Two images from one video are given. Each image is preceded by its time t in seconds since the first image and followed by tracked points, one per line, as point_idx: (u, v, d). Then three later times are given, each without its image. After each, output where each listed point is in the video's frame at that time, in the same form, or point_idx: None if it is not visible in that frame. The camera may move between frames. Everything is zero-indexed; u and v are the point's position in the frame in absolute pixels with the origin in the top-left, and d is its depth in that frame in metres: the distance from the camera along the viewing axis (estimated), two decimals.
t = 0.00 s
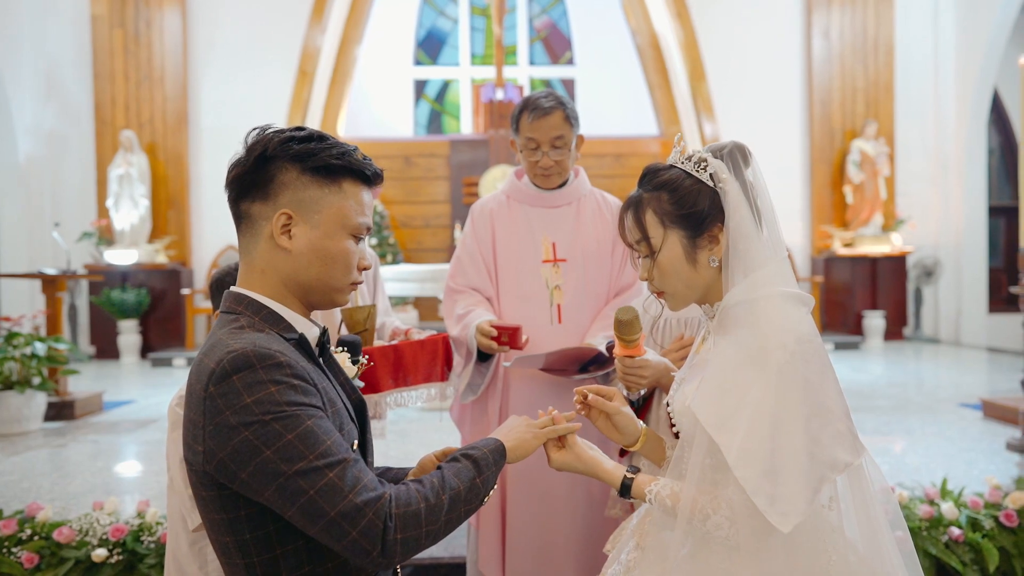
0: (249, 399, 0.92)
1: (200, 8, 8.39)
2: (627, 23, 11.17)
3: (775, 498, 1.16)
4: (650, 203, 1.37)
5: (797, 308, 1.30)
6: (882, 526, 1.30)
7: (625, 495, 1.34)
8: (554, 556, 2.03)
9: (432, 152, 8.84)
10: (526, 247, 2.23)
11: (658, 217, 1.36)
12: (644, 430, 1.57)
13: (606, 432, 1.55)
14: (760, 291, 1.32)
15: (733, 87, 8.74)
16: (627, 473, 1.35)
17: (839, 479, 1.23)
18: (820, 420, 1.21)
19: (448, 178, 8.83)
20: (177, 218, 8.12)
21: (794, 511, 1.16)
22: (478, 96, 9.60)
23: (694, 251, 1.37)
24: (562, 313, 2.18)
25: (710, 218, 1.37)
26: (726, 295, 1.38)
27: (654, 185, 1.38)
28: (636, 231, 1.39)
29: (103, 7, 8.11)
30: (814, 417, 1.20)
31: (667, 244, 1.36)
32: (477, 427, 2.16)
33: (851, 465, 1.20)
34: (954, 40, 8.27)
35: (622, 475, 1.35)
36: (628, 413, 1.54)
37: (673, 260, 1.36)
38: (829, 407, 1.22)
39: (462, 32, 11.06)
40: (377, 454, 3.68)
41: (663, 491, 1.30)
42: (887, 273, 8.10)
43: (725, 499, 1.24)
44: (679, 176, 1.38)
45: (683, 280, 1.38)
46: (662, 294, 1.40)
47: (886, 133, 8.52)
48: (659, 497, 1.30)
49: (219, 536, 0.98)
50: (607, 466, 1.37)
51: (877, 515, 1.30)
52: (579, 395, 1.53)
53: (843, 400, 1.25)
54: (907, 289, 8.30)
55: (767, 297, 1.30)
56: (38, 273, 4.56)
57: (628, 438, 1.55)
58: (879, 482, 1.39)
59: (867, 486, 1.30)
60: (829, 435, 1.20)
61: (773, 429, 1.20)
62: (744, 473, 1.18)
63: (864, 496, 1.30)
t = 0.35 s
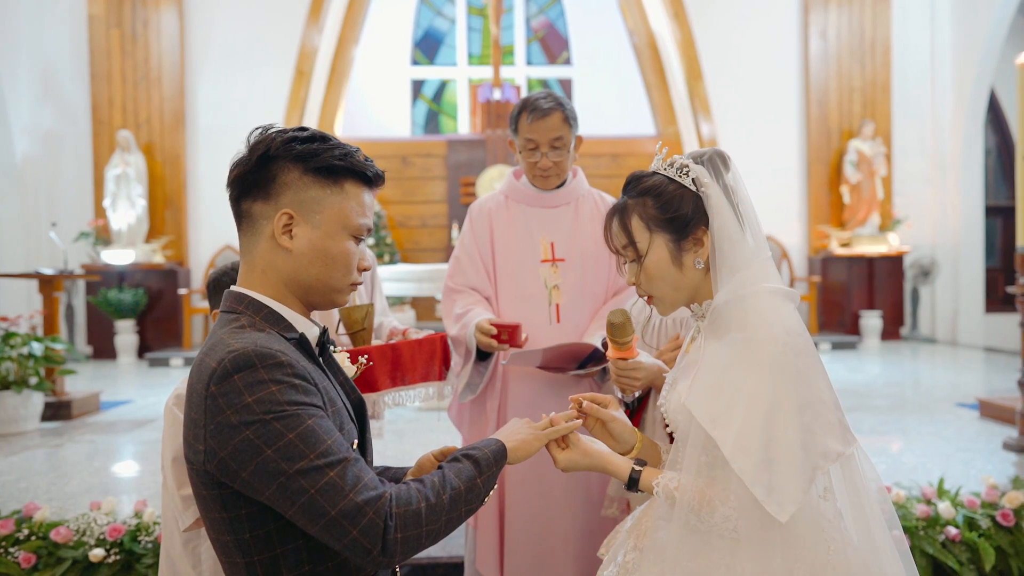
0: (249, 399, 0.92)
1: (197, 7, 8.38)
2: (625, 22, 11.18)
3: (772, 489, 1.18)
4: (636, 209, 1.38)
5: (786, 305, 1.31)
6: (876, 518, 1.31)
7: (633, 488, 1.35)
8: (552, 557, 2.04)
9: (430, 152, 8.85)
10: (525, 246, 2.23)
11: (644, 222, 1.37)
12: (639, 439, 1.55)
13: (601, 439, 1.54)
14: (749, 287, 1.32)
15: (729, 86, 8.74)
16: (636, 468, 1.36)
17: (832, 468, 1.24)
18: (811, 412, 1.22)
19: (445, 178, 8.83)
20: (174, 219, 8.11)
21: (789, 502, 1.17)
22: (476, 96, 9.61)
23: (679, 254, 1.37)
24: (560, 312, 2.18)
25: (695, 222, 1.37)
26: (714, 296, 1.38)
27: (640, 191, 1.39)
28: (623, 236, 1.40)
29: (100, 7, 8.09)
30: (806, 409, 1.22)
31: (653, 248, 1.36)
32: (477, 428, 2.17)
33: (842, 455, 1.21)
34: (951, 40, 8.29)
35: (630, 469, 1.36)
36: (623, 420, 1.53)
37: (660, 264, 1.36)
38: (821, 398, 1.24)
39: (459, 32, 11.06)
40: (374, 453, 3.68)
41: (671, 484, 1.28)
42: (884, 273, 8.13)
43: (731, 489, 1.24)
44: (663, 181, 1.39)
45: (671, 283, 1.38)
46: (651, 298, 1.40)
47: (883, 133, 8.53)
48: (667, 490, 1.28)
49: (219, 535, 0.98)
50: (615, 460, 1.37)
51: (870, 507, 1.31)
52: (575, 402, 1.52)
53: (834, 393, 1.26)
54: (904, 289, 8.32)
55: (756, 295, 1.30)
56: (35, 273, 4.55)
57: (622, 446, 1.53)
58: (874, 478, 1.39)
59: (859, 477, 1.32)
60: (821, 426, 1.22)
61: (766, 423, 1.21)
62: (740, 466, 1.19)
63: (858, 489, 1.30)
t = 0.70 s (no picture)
0: (257, 398, 0.93)
1: (196, 7, 8.38)
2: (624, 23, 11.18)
3: (772, 486, 1.18)
4: (632, 213, 1.39)
5: (782, 306, 1.32)
6: (873, 515, 1.32)
7: (639, 484, 1.36)
8: (551, 557, 2.04)
9: (429, 152, 8.85)
10: (525, 247, 2.24)
11: (639, 227, 1.37)
12: (645, 435, 1.56)
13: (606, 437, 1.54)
14: (746, 289, 1.33)
15: (728, 86, 8.75)
16: (641, 465, 1.37)
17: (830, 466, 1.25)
18: (809, 409, 1.23)
19: (444, 179, 8.84)
20: (173, 219, 8.12)
21: (788, 498, 1.18)
22: (475, 97, 9.61)
23: (675, 258, 1.38)
24: (560, 312, 2.19)
25: (691, 226, 1.38)
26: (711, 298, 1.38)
27: (636, 196, 1.40)
28: (620, 240, 1.40)
29: (99, 7, 8.08)
30: (804, 407, 1.23)
31: (649, 252, 1.37)
32: (476, 429, 2.16)
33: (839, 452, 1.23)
34: (950, 40, 8.30)
35: (634, 467, 1.36)
36: (627, 418, 1.53)
37: (656, 268, 1.37)
38: (819, 397, 1.24)
39: (458, 32, 11.06)
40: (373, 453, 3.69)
41: (676, 480, 1.27)
42: (883, 273, 8.14)
43: (733, 485, 1.25)
44: (658, 187, 1.40)
45: (667, 287, 1.38)
46: (647, 301, 1.41)
47: (882, 133, 8.54)
48: (670, 488, 1.27)
49: (226, 535, 0.99)
50: (618, 458, 1.37)
51: (868, 504, 1.32)
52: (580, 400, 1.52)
53: (831, 391, 1.27)
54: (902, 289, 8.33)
55: (752, 295, 1.31)
56: (34, 273, 4.55)
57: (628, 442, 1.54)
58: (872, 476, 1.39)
59: (856, 474, 1.32)
60: (819, 423, 1.23)
61: (765, 420, 1.22)
62: (741, 463, 1.19)
63: (855, 486, 1.31)
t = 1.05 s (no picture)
0: (267, 395, 0.93)
1: (195, 8, 8.37)
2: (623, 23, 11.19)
3: (768, 486, 1.19)
4: (623, 219, 1.39)
5: (777, 307, 1.33)
6: (871, 514, 1.32)
7: (641, 482, 1.36)
8: (551, 557, 2.04)
9: (429, 152, 8.85)
10: (524, 247, 2.24)
11: (630, 231, 1.38)
12: (648, 433, 1.56)
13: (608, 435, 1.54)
14: (741, 292, 1.33)
15: (727, 86, 8.75)
16: (643, 463, 1.36)
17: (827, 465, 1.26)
18: (805, 409, 1.24)
19: (444, 179, 8.83)
20: (173, 219, 8.12)
21: (786, 497, 1.18)
22: (474, 97, 9.61)
23: (666, 263, 1.38)
24: (560, 313, 2.19)
25: (682, 231, 1.38)
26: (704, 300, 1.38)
27: (627, 201, 1.40)
28: (612, 244, 1.41)
29: (98, 7, 8.08)
30: (800, 407, 1.23)
31: (640, 257, 1.37)
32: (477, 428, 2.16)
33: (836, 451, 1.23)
34: (950, 40, 8.30)
35: (636, 465, 1.36)
36: (630, 415, 1.53)
37: (646, 272, 1.38)
38: (815, 398, 1.25)
39: (458, 32, 11.06)
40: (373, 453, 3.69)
41: (677, 478, 1.27)
42: (882, 273, 8.14)
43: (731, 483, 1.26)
44: (649, 192, 1.40)
45: (657, 291, 1.39)
46: (638, 305, 1.42)
47: (881, 133, 8.55)
48: (671, 486, 1.28)
49: (234, 533, 0.99)
50: (619, 456, 1.37)
51: (867, 503, 1.32)
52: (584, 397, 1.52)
53: (827, 391, 1.28)
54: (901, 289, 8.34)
55: (747, 298, 1.32)
56: (34, 273, 4.55)
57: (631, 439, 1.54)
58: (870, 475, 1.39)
59: (854, 474, 1.33)
60: (815, 423, 1.23)
61: (763, 420, 1.22)
62: (737, 463, 1.19)
63: (852, 485, 1.32)
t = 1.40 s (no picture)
0: (273, 393, 0.94)
1: (195, 8, 8.37)
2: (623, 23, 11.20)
3: (763, 487, 1.19)
4: (616, 221, 1.40)
5: (773, 307, 1.33)
6: (868, 513, 1.32)
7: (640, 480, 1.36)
8: (550, 556, 2.04)
9: (428, 152, 8.85)
10: (523, 246, 2.24)
11: (623, 235, 1.39)
12: (648, 431, 1.56)
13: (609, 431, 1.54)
14: (737, 291, 1.33)
15: (727, 86, 8.76)
16: (641, 461, 1.36)
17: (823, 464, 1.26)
18: (800, 409, 1.24)
19: (443, 179, 8.84)
20: (172, 218, 8.12)
21: (780, 498, 1.18)
22: (473, 96, 9.61)
23: (658, 265, 1.39)
24: (560, 311, 2.19)
25: (675, 233, 1.39)
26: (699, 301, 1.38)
27: (620, 204, 1.41)
28: (605, 247, 1.42)
29: (98, 7, 8.08)
30: (794, 408, 1.24)
31: (633, 260, 1.38)
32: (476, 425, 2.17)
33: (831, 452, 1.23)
34: (949, 40, 8.31)
35: (636, 462, 1.36)
36: (631, 411, 1.53)
37: (639, 274, 1.38)
38: (811, 398, 1.25)
39: (458, 32, 11.06)
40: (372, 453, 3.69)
41: (675, 476, 1.28)
42: (881, 273, 8.14)
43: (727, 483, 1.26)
44: (641, 195, 1.40)
45: (651, 293, 1.40)
46: (631, 307, 1.42)
47: (880, 132, 8.55)
48: (669, 483, 1.28)
49: (239, 531, 1.00)
50: (619, 453, 1.38)
51: (864, 503, 1.32)
52: (587, 391, 1.52)
53: (823, 391, 1.28)
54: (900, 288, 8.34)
55: (742, 298, 1.32)
56: (34, 273, 4.55)
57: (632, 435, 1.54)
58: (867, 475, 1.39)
59: (851, 473, 1.33)
60: (811, 423, 1.24)
61: (757, 420, 1.22)
62: (731, 464, 1.20)
63: (850, 484, 1.32)
